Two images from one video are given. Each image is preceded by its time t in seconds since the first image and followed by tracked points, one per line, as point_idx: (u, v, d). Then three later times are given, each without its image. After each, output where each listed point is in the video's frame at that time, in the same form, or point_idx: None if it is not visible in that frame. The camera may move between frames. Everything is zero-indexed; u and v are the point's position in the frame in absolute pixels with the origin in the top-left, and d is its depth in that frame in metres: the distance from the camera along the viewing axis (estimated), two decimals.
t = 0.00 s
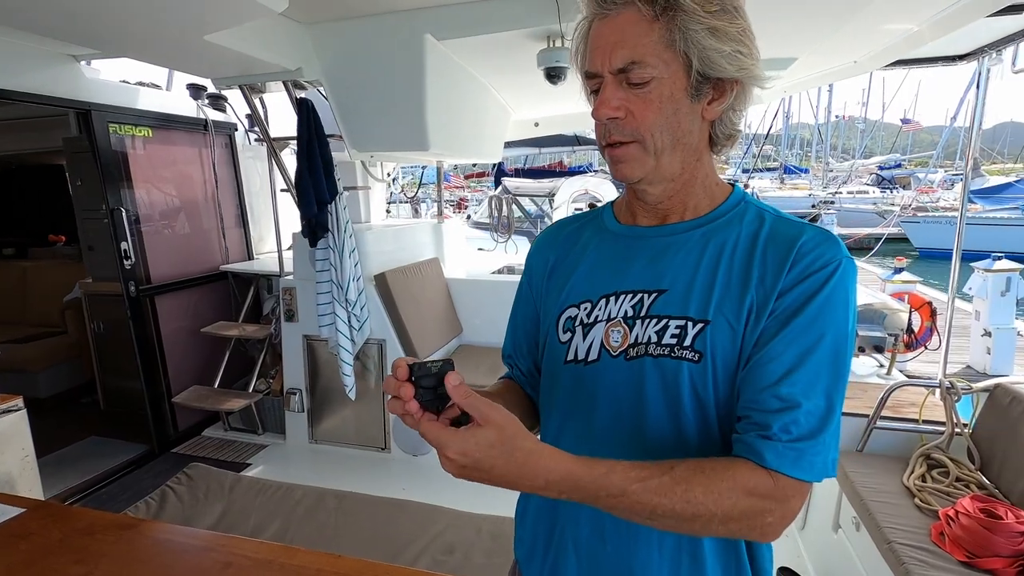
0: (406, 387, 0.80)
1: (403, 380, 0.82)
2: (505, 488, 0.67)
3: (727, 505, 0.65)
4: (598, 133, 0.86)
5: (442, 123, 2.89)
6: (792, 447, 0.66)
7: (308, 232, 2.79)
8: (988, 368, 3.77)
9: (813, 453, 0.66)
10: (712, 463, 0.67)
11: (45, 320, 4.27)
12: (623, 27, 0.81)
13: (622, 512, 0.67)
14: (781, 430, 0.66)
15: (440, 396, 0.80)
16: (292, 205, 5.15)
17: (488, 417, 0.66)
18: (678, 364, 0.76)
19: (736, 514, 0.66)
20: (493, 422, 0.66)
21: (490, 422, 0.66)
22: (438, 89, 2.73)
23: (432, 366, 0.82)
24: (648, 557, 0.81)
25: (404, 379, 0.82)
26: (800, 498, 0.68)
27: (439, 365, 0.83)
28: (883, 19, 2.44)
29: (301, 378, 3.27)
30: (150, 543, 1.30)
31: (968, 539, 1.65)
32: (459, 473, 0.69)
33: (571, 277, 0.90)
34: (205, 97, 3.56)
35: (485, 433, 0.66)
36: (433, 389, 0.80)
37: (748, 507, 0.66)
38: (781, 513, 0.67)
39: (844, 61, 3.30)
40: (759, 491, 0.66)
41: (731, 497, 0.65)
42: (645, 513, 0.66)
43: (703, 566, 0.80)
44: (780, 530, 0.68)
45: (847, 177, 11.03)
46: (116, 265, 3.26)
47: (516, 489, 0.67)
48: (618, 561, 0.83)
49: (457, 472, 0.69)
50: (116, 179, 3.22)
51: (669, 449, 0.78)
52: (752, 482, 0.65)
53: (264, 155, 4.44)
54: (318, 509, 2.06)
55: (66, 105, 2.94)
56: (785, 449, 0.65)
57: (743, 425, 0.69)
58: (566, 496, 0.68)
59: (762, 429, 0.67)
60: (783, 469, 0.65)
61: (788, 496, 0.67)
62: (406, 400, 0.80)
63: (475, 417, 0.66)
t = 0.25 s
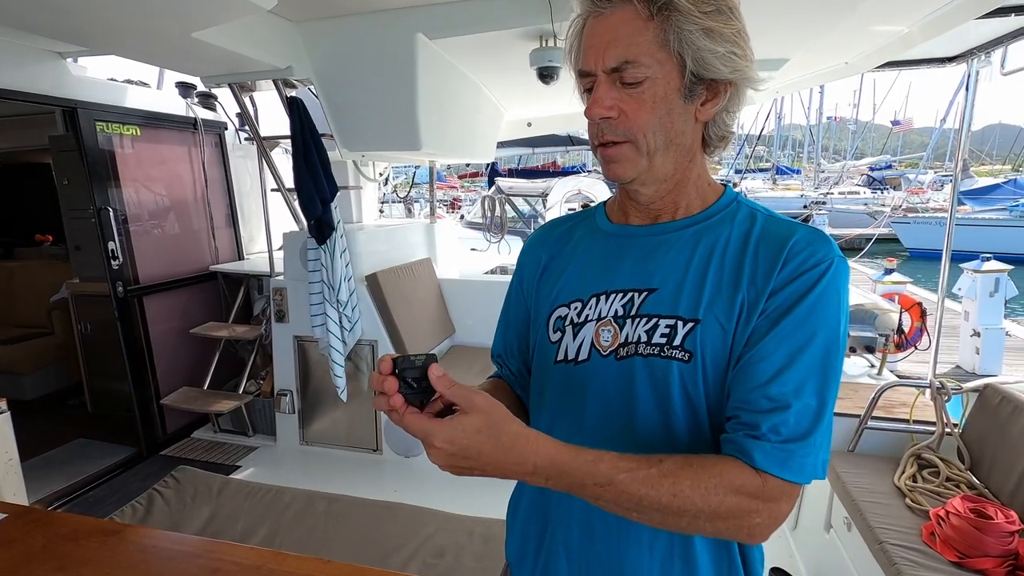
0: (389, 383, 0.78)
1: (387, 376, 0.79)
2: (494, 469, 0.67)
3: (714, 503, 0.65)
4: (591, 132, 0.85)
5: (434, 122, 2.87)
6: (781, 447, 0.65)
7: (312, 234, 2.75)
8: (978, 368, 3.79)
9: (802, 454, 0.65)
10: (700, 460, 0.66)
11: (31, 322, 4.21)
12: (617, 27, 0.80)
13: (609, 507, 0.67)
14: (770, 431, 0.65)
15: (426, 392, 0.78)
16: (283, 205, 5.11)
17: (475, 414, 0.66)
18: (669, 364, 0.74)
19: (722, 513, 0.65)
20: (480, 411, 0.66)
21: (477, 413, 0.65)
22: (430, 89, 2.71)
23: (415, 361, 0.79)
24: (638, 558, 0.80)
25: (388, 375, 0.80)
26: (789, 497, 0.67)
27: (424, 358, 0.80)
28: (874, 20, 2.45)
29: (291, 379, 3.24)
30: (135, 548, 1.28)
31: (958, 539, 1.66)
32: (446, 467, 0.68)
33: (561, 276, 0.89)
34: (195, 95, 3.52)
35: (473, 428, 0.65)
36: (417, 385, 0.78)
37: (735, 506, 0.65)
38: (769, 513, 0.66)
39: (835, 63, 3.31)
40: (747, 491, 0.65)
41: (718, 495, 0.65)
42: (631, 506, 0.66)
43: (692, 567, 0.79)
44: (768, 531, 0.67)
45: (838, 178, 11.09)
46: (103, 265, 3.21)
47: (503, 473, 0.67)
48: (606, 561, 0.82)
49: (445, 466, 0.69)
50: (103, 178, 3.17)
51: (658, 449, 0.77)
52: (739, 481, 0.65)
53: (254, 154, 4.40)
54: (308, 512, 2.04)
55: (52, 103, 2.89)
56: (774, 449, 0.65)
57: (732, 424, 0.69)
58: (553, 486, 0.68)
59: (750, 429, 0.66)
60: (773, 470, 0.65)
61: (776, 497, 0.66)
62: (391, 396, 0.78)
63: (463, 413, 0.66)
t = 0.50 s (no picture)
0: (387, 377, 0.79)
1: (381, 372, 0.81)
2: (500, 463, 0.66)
3: (713, 499, 0.65)
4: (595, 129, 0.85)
5: (434, 121, 2.87)
6: (781, 446, 0.65)
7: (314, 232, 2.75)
8: (976, 368, 3.80)
9: (800, 452, 0.66)
10: (700, 455, 0.67)
11: (29, 320, 4.20)
12: (622, 23, 0.79)
13: (612, 501, 0.66)
14: (770, 429, 0.66)
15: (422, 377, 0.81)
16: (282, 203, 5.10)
17: (478, 410, 0.65)
18: (672, 361, 0.74)
19: (721, 508, 0.65)
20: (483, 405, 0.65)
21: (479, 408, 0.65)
22: (431, 87, 2.70)
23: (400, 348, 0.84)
24: (639, 555, 0.80)
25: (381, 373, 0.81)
26: (788, 493, 0.68)
27: (407, 344, 0.86)
28: (874, 20, 2.45)
29: (291, 377, 3.23)
30: (135, 547, 1.27)
31: (958, 538, 1.66)
32: (453, 465, 0.67)
33: (565, 273, 0.89)
34: (194, 93, 3.51)
35: (476, 422, 0.65)
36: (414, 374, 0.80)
37: (735, 501, 0.65)
38: (767, 509, 0.66)
39: (835, 62, 3.32)
40: (745, 486, 0.65)
41: (717, 489, 0.65)
42: (633, 500, 0.66)
43: (694, 564, 0.79)
44: (766, 527, 0.68)
45: (837, 178, 11.10)
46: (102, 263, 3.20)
47: (511, 468, 0.66)
48: (609, 558, 0.82)
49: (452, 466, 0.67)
50: (101, 176, 3.16)
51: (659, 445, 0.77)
52: (739, 477, 0.65)
53: (253, 152, 4.38)
54: (307, 510, 2.04)
55: (51, 101, 2.88)
56: (774, 447, 0.65)
57: (732, 422, 0.69)
58: (555, 479, 0.67)
59: (751, 427, 0.66)
60: (772, 468, 0.65)
61: (775, 492, 0.66)
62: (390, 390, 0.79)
63: (465, 409, 0.65)
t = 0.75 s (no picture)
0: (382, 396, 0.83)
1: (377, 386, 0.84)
2: (498, 457, 0.67)
3: (707, 498, 0.66)
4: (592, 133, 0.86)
5: (433, 124, 2.88)
6: (775, 446, 0.66)
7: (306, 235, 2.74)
8: (974, 370, 3.81)
9: (793, 453, 0.66)
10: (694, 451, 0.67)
11: (28, 323, 4.20)
12: (617, 31, 0.80)
13: (608, 496, 0.67)
14: (764, 431, 0.66)
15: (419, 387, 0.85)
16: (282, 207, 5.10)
17: (476, 406, 0.66)
18: (668, 364, 0.75)
19: (716, 503, 0.66)
20: (480, 401, 0.66)
21: (478, 402, 0.66)
22: (430, 90, 2.71)
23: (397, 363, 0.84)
24: (633, 553, 0.81)
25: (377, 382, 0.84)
26: (782, 489, 0.68)
27: (404, 359, 0.84)
28: (870, 24, 2.47)
29: (290, 380, 3.24)
30: (134, 549, 1.27)
31: (956, 541, 1.66)
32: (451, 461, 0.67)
33: (563, 277, 0.89)
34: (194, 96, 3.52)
35: (474, 417, 0.65)
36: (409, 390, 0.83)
37: (728, 499, 0.66)
38: (762, 506, 0.67)
39: (832, 66, 3.33)
40: (739, 485, 0.66)
41: (711, 484, 0.66)
42: (629, 493, 0.66)
43: (687, 560, 0.80)
44: (760, 524, 0.68)
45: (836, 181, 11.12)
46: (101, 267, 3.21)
47: (507, 463, 0.67)
48: (604, 555, 0.83)
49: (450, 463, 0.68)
50: (101, 179, 3.17)
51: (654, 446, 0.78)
52: (733, 475, 0.66)
53: (253, 155, 4.39)
54: (306, 513, 2.04)
55: (51, 104, 2.89)
56: (768, 447, 0.66)
57: (726, 423, 0.70)
58: (550, 472, 0.68)
59: (745, 427, 0.67)
60: (766, 468, 0.66)
61: (768, 489, 0.67)
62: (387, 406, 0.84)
63: (463, 404, 0.66)
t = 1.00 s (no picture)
0: (382, 392, 0.81)
1: (383, 382, 0.82)
2: (492, 456, 0.68)
3: (696, 497, 0.66)
4: (595, 121, 0.84)
5: (428, 127, 2.88)
6: (763, 444, 0.67)
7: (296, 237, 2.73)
8: (967, 369, 3.83)
9: (781, 450, 0.67)
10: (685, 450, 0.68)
11: (22, 327, 4.17)
12: (635, 19, 0.83)
13: (600, 494, 0.68)
14: (753, 428, 0.67)
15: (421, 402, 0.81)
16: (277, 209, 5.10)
17: (469, 405, 0.67)
18: (657, 364, 0.76)
19: (706, 501, 0.66)
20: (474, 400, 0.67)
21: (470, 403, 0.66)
22: (424, 93, 2.72)
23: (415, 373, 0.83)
24: (623, 553, 0.82)
25: (385, 380, 0.83)
26: (772, 487, 0.69)
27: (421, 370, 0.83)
28: (861, 26, 2.49)
29: (286, 383, 3.23)
30: (130, 553, 1.27)
31: (949, 537, 1.68)
32: (445, 461, 0.68)
33: (553, 278, 0.90)
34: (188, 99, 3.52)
35: (468, 416, 0.66)
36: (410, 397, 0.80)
37: (717, 497, 0.66)
38: (752, 504, 0.68)
39: (824, 68, 3.36)
40: (729, 483, 0.66)
41: (701, 483, 0.66)
42: (621, 491, 0.67)
43: (679, 558, 0.81)
44: (750, 522, 0.69)
45: (830, 182, 11.18)
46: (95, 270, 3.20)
47: (501, 462, 0.68)
48: (597, 555, 0.84)
49: (444, 462, 0.68)
50: (95, 182, 3.16)
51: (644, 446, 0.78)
52: (722, 474, 0.66)
53: (248, 158, 4.38)
54: (302, 516, 2.04)
55: (44, 108, 2.89)
56: (756, 445, 0.67)
57: (715, 422, 0.70)
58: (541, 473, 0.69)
59: (733, 425, 0.68)
60: (755, 466, 0.66)
61: (758, 487, 0.67)
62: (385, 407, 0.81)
63: (457, 403, 0.66)
